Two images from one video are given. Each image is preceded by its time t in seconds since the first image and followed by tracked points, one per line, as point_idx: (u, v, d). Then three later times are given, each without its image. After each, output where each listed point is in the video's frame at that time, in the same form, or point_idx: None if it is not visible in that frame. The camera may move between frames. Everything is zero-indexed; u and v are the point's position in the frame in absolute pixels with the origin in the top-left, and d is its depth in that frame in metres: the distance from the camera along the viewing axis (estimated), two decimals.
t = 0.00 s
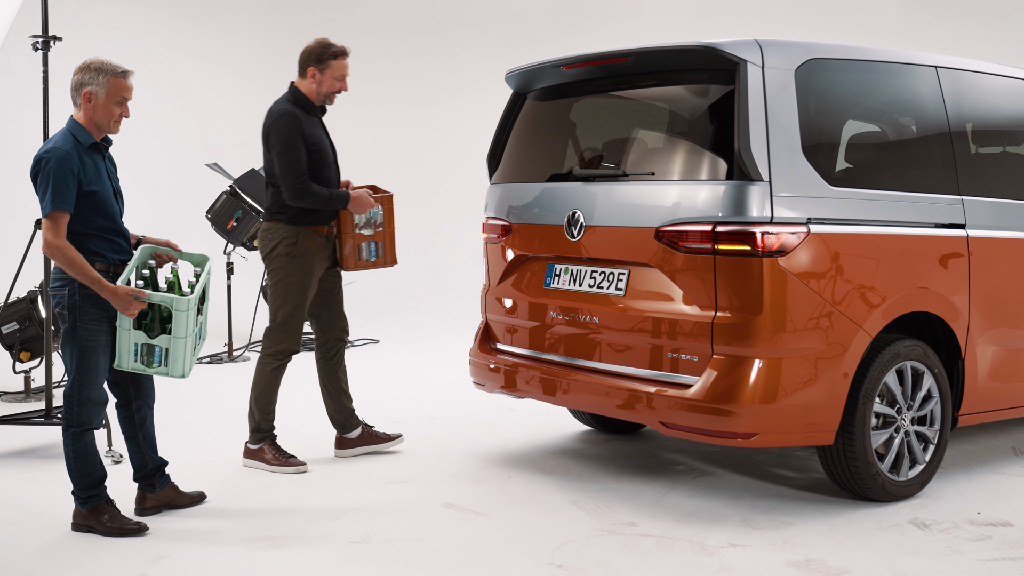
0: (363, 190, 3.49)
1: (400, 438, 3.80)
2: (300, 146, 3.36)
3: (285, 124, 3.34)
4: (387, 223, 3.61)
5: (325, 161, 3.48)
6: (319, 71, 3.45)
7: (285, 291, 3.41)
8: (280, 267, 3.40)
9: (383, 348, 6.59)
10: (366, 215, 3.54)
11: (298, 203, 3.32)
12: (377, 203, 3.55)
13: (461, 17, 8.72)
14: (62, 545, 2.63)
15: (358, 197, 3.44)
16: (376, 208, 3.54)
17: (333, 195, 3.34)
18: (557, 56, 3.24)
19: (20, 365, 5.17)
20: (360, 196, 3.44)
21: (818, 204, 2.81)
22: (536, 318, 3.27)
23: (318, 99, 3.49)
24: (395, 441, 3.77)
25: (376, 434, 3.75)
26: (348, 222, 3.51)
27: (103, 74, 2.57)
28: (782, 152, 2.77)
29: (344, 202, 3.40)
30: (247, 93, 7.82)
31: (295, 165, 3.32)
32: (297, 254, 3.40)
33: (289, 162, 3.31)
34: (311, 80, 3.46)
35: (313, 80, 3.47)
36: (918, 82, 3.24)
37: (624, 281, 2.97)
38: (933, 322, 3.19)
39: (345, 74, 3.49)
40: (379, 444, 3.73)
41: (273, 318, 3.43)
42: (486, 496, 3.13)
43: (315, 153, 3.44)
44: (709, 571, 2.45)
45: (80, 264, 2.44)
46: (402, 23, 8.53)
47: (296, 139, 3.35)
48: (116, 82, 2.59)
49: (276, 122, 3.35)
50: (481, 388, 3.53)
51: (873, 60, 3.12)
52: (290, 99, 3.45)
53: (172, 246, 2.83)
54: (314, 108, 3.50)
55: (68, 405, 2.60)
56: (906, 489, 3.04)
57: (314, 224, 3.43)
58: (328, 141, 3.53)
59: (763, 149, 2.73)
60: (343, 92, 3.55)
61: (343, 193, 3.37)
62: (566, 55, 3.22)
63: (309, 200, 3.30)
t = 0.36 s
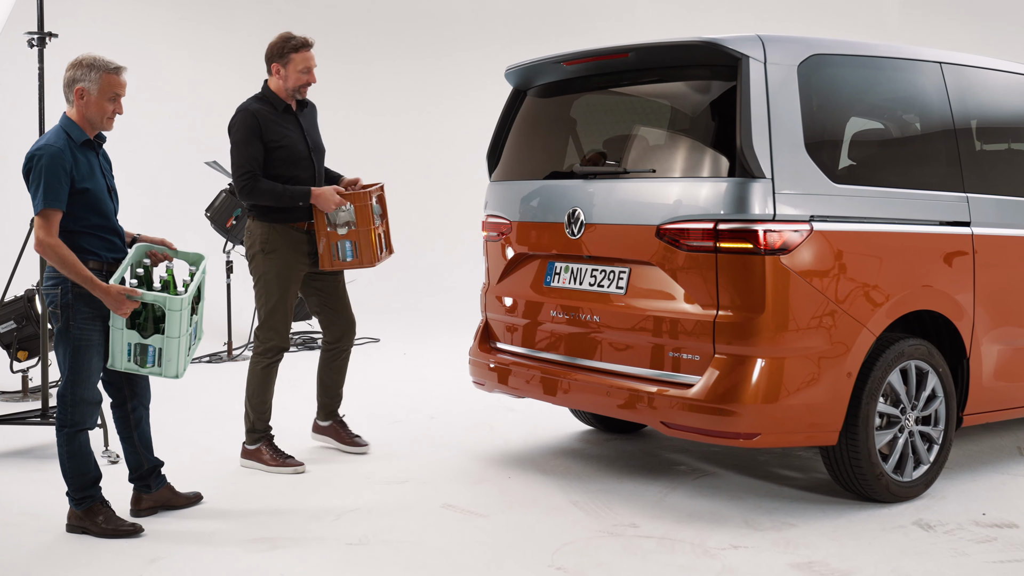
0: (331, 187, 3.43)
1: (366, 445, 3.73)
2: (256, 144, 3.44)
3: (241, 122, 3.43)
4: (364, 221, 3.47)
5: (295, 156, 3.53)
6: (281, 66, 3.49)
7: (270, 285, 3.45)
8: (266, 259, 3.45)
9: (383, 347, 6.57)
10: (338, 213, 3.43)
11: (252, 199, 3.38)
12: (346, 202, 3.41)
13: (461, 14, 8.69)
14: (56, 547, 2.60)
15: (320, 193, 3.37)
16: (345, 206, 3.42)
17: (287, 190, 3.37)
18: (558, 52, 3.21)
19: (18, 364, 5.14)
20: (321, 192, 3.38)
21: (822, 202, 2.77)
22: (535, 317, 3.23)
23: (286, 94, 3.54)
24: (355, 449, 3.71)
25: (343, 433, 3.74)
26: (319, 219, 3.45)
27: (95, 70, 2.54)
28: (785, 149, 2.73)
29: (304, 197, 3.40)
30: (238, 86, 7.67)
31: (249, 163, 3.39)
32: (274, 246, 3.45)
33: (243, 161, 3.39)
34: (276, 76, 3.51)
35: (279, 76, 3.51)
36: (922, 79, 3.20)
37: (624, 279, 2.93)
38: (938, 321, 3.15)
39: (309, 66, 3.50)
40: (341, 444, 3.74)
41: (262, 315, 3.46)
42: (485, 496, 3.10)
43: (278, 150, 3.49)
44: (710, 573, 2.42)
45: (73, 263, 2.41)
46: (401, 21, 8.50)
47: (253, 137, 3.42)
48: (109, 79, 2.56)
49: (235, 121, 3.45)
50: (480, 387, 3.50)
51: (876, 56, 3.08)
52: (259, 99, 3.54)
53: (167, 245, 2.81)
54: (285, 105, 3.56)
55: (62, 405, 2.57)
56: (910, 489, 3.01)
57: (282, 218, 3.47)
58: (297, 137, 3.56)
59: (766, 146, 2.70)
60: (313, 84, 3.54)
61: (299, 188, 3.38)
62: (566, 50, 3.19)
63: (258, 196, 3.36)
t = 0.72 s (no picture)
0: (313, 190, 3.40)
1: (354, 444, 3.75)
2: (261, 140, 3.50)
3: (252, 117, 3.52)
4: (337, 225, 3.38)
5: (302, 157, 3.57)
6: (302, 69, 3.55)
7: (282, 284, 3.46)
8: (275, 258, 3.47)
9: (388, 347, 6.54)
10: (317, 217, 3.40)
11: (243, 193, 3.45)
12: (322, 205, 3.35)
13: (463, 13, 8.67)
14: (55, 549, 2.58)
15: (298, 194, 3.35)
16: (322, 210, 3.37)
17: (274, 189, 3.39)
18: (561, 49, 3.18)
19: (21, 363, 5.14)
20: (300, 193, 3.35)
21: (828, 201, 2.74)
22: (532, 315, 3.21)
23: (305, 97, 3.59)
24: (344, 448, 3.73)
25: (332, 434, 3.77)
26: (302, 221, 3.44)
27: (93, 69, 2.52)
28: (790, 148, 2.70)
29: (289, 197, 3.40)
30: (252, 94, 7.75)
31: (247, 159, 3.46)
32: (286, 245, 3.47)
33: (243, 155, 3.47)
34: (298, 78, 3.57)
35: (299, 78, 3.57)
36: (930, 77, 3.16)
37: (622, 277, 2.90)
38: (945, 321, 3.11)
39: (329, 70, 3.55)
40: (330, 445, 3.75)
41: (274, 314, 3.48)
42: (488, 498, 3.07)
43: (285, 147, 3.55)
44: None
45: (70, 263, 2.40)
46: (405, 20, 8.49)
47: (258, 133, 3.49)
48: (108, 77, 2.55)
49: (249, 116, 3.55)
50: (484, 389, 3.47)
51: (883, 54, 3.04)
52: (279, 99, 3.62)
53: (166, 245, 2.79)
54: (302, 107, 3.61)
55: (60, 407, 2.56)
56: (917, 492, 2.97)
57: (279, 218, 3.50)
58: (307, 136, 3.61)
59: (770, 145, 2.67)
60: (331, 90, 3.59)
61: (285, 188, 3.39)
62: (570, 47, 3.16)
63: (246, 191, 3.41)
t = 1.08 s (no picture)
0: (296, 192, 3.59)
1: (357, 445, 3.74)
2: (265, 136, 3.73)
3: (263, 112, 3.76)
4: (308, 229, 3.51)
5: (302, 155, 3.74)
6: (320, 73, 3.69)
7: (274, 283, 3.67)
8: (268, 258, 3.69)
9: (393, 348, 6.54)
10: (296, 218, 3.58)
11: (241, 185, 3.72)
12: (297, 208, 3.53)
13: (469, 14, 8.68)
14: (56, 551, 2.57)
15: (280, 193, 3.56)
16: (298, 212, 3.54)
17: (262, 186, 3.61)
18: (566, 45, 3.17)
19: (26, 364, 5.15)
20: (281, 193, 3.56)
21: (834, 202, 2.72)
22: (525, 311, 3.17)
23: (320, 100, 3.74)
24: (348, 449, 3.72)
25: (335, 434, 3.77)
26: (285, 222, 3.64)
27: (94, 69, 2.51)
28: (794, 147, 2.68)
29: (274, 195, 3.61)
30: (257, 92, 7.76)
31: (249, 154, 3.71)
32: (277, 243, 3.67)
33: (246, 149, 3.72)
34: (315, 80, 3.71)
35: (316, 80, 3.71)
36: (937, 76, 3.14)
37: (615, 274, 2.88)
38: (952, 322, 3.08)
39: (345, 78, 3.68)
40: (334, 446, 3.75)
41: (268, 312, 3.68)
42: (490, 501, 3.06)
43: (286, 144, 3.73)
44: None
45: (71, 264, 2.39)
46: (410, 20, 8.49)
47: (263, 128, 3.72)
48: (109, 78, 2.54)
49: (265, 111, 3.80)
50: (488, 390, 3.46)
51: (890, 54, 3.02)
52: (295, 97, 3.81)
53: (167, 247, 2.79)
54: (313, 108, 3.78)
55: (61, 408, 2.55)
56: (924, 495, 2.95)
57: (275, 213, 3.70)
58: (310, 134, 3.76)
59: (775, 144, 2.65)
60: (344, 98, 3.73)
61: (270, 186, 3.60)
62: (575, 44, 3.15)
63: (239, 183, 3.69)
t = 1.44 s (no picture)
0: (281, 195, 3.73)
1: (361, 445, 3.74)
2: (251, 140, 3.86)
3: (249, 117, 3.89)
4: (294, 232, 3.66)
5: (288, 157, 3.86)
6: (297, 74, 3.78)
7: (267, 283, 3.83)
8: (262, 257, 3.82)
9: (399, 348, 6.54)
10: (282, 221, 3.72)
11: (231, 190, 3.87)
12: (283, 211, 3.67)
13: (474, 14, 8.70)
14: (60, 552, 2.57)
15: (265, 197, 3.70)
16: (283, 215, 3.68)
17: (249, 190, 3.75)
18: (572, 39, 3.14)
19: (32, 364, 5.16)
20: (267, 197, 3.71)
21: (840, 202, 2.71)
22: (510, 303, 3.14)
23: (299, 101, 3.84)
24: (352, 450, 3.71)
25: (340, 435, 3.77)
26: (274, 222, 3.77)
27: (100, 70, 2.51)
28: (801, 147, 2.67)
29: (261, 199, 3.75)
30: (262, 90, 7.72)
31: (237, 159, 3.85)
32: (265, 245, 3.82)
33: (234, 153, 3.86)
34: (293, 82, 3.81)
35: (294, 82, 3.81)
36: (945, 76, 3.12)
37: (605, 265, 2.86)
38: (960, 324, 3.06)
39: (321, 77, 3.76)
40: (338, 447, 3.75)
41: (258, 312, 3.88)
42: (495, 502, 3.05)
43: (269, 148, 3.85)
44: None
45: (75, 265, 2.40)
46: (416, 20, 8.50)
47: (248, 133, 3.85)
48: (114, 79, 2.54)
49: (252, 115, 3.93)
50: (493, 391, 3.45)
51: (897, 54, 3.00)
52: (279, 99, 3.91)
53: (172, 247, 2.79)
54: (295, 109, 3.88)
55: (66, 409, 2.56)
56: (931, 497, 2.93)
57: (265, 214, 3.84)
58: (294, 136, 3.87)
59: (781, 143, 2.65)
60: (323, 97, 3.82)
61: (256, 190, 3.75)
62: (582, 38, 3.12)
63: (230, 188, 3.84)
